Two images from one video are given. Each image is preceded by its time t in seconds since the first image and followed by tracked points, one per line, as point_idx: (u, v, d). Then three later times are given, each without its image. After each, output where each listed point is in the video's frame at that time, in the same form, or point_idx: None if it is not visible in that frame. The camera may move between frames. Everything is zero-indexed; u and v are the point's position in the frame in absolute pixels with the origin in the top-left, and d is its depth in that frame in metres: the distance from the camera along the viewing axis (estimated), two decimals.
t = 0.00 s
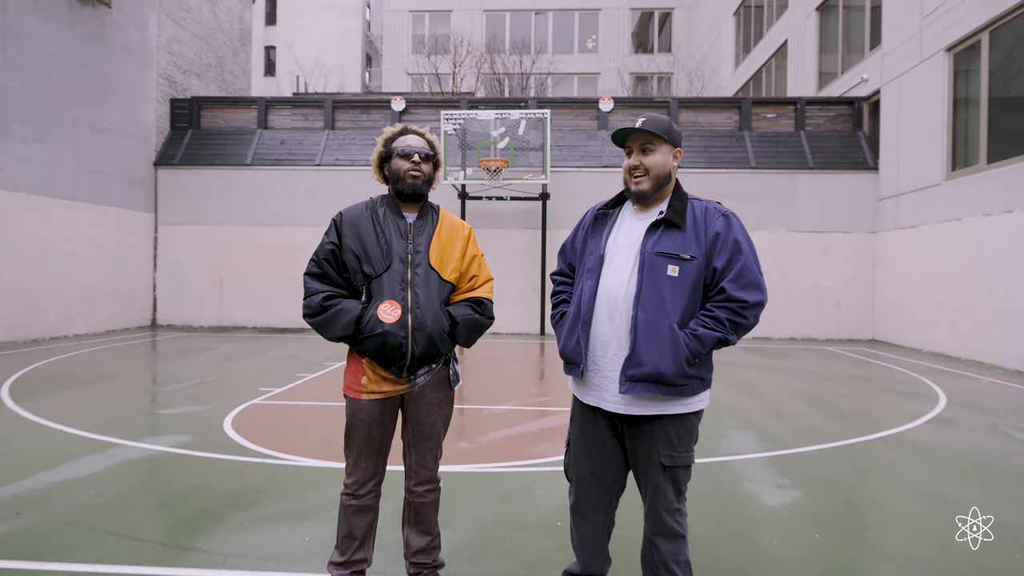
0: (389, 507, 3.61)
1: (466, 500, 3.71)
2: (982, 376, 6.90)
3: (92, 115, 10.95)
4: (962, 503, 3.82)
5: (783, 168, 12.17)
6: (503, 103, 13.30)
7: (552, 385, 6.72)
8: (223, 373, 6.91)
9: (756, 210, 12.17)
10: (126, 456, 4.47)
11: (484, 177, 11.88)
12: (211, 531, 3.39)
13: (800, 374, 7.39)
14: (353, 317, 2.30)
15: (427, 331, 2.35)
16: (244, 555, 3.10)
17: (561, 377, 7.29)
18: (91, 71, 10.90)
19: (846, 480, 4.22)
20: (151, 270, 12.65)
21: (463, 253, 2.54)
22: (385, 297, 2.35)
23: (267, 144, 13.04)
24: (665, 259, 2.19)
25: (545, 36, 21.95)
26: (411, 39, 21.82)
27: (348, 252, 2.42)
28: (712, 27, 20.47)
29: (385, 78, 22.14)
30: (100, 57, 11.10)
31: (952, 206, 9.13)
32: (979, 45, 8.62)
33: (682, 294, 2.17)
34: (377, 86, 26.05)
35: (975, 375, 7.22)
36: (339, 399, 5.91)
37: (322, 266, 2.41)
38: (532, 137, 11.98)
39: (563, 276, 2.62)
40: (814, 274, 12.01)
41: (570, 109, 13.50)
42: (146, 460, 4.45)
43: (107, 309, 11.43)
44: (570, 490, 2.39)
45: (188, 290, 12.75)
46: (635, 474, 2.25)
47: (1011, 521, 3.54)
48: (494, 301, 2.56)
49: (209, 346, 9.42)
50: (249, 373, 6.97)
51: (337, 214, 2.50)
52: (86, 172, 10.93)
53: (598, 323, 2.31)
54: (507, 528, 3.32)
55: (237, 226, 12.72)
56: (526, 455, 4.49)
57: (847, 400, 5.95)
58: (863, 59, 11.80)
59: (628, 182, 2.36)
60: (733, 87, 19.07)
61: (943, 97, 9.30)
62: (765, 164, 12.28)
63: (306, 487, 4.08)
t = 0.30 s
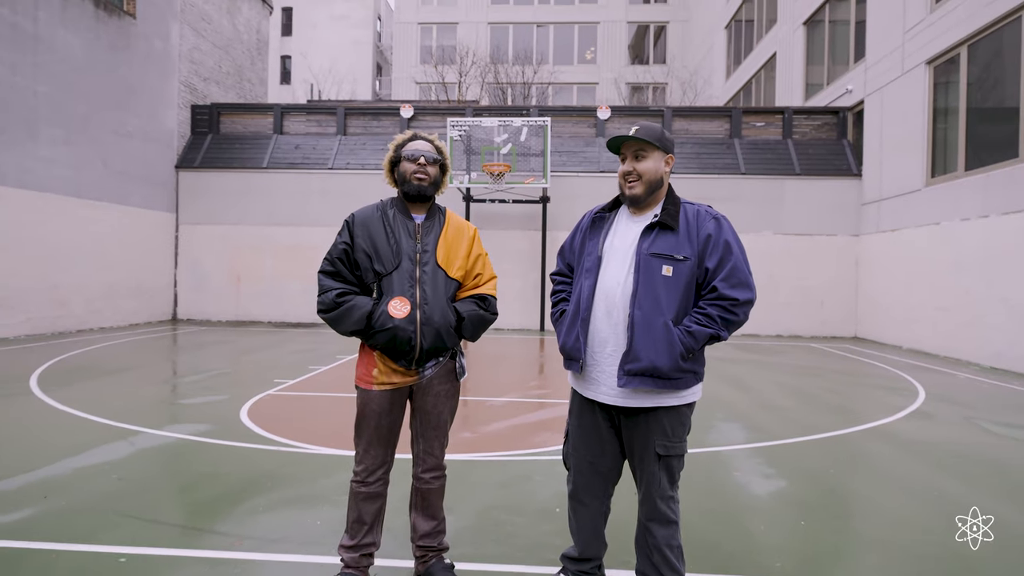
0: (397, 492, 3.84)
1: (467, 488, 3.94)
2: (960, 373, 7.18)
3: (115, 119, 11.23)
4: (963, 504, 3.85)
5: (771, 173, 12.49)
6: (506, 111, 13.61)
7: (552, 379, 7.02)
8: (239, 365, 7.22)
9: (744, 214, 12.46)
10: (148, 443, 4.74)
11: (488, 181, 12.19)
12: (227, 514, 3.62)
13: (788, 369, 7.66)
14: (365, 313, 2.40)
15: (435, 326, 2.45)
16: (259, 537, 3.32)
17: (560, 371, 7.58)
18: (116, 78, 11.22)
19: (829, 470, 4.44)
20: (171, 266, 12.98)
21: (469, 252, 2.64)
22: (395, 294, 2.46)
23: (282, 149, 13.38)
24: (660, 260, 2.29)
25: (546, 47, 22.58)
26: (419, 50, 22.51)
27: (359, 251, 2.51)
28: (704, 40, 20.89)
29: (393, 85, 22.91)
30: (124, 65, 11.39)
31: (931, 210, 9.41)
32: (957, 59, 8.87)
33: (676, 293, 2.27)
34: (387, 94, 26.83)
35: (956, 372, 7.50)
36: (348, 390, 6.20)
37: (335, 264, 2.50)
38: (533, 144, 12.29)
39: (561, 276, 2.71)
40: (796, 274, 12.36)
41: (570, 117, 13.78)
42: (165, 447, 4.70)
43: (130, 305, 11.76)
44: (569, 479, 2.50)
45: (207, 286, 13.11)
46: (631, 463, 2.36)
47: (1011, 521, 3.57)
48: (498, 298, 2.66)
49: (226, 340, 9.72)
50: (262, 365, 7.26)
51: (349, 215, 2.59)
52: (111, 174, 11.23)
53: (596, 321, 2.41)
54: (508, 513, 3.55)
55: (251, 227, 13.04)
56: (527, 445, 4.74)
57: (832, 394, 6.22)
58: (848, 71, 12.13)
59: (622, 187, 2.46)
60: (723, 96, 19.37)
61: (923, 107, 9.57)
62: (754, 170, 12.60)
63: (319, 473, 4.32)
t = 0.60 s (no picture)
0: (408, 478, 4.06)
1: (472, 475, 4.16)
2: (937, 368, 7.56)
3: (143, 128, 11.62)
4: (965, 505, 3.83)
5: (758, 180, 12.88)
6: (509, 120, 13.98)
7: (552, 372, 7.40)
8: (257, 359, 7.61)
9: (730, 219, 12.87)
10: (172, 432, 5.04)
11: (492, 186, 12.55)
12: (247, 498, 3.83)
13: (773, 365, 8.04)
14: (382, 311, 2.54)
15: (448, 323, 2.60)
16: (276, 520, 3.51)
17: (560, 365, 7.94)
18: (142, 90, 11.58)
19: (813, 457, 4.72)
20: (193, 267, 13.47)
21: (477, 253, 2.76)
22: (410, 292, 2.59)
23: (299, 156, 13.91)
24: (655, 260, 2.47)
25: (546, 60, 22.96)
26: (426, 62, 22.95)
27: (375, 253, 2.64)
28: (693, 55, 21.33)
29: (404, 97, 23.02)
30: (151, 77, 11.80)
31: (910, 214, 9.72)
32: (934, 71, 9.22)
33: (671, 291, 2.44)
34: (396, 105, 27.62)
35: (935, 367, 7.84)
36: (360, 382, 6.57)
37: (352, 265, 2.63)
38: (535, 151, 12.65)
39: (562, 276, 2.88)
40: (783, 273, 12.75)
41: (568, 125, 14.18)
42: (190, 435, 5.00)
43: (156, 302, 12.17)
44: (568, 466, 2.73)
45: (229, 281, 13.60)
46: (627, 452, 2.56)
47: (1011, 521, 3.57)
48: (504, 295, 2.78)
49: (245, 335, 10.10)
50: (278, 359, 7.64)
51: (365, 218, 2.72)
52: (137, 181, 11.60)
53: (596, 317, 2.58)
54: (509, 498, 3.76)
55: (269, 228, 13.50)
56: (528, 433, 5.05)
57: (815, 387, 6.57)
58: (831, 83, 12.56)
59: (616, 191, 2.62)
60: (714, 106, 19.56)
61: (902, 116, 9.91)
62: (742, 175, 13.03)
63: (334, 460, 4.58)
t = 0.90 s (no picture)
0: (413, 468, 4.13)
1: (474, 465, 4.20)
2: (921, 362, 7.88)
3: (159, 131, 11.92)
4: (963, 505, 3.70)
5: (748, 180, 13.13)
6: (510, 123, 14.24)
7: (552, 365, 7.66)
8: (270, 352, 7.89)
9: (723, 218, 13.10)
10: (188, 423, 5.16)
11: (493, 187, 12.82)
12: (257, 487, 3.86)
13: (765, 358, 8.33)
14: (393, 306, 2.59)
15: (456, 317, 2.65)
16: (289, 506, 3.59)
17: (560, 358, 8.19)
18: (157, 94, 11.82)
19: (803, 448, 4.79)
20: (209, 267, 13.81)
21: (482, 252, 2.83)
22: (420, 288, 2.65)
23: (307, 157, 14.18)
24: (652, 258, 2.50)
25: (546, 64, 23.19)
26: (431, 68, 23.18)
27: (387, 250, 2.71)
28: (688, 61, 21.57)
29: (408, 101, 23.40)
30: (167, 83, 12.08)
31: (895, 213, 10.01)
32: (920, 75, 9.45)
33: (667, 287, 2.46)
34: (402, 109, 28.09)
35: (917, 360, 8.14)
36: (370, 374, 6.85)
37: (364, 262, 2.70)
38: (534, 152, 12.91)
39: (564, 272, 2.90)
40: (775, 271, 13.00)
41: (567, 128, 14.38)
42: (205, 426, 5.09)
43: (170, 298, 12.45)
44: (568, 456, 2.78)
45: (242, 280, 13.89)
46: (624, 442, 2.61)
47: (1011, 521, 3.46)
48: (507, 292, 2.86)
49: (257, 330, 10.39)
50: (290, 353, 7.88)
51: (376, 218, 2.80)
52: (154, 181, 11.90)
53: (595, 312, 2.61)
54: (512, 486, 3.82)
55: (280, 227, 13.81)
56: (530, 424, 5.16)
57: (805, 379, 6.84)
58: (819, 87, 12.82)
59: (615, 192, 2.65)
60: (707, 110, 19.97)
61: (888, 118, 10.17)
62: (733, 175, 13.27)
63: (342, 449, 4.65)
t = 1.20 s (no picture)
0: (418, 458, 3.90)
1: (476, 456, 4.02)
2: (898, 356, 8.27)
3: (173, 139, 12.22)
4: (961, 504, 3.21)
5: (736, 183, 13.44)
6: (508, 129, 14.57)
7: (548, 360, 7.95)
8: (279, 350, 8.16)
9: (712, 219, 13.41)
10: (204, 416, 4.85)
11: (492, 191, 13.16)
12: (271, 476, 3.52)
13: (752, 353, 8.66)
14: (399, 304, 2.55)
15: (459, 314, 2.62)
16: (300, 496, 3.23)
17: (556, 354, 8.48)
18: (171, 104, 12.12)
19: (794, 440, 4.44)
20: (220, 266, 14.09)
21: (485, 252, 2.78)
22: (425, 287, 2.61)
23: (315, 163, 14.52)
24: (643, 257, 2.43)
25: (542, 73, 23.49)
26: (432, 77, 23.55)
27: (393, 251, 2.66)
28: (677, 70, 21.97)
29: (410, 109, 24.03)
30: (181, 93, 12.41)
31: (874, 214, 10.37)
32: (897, 83, 9.82)
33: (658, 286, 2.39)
34: (406, 117, 28.62)
35: (896, 354, 8.45)
36: (376, 369, 7.10)
37: (372, 263, 2.65)
38: (532, 157, 13.19)
39: (559, 272, 2.84)
40: (761, 270, 13.33)
41: (562, 134, 14.72)
42: (219, 420, 4.75)
43: (184, 298, 12.74)
44: (564, 445, 2.67)
45: (252, 283, 14.19)
46: (618, 433, 2.51)
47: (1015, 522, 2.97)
48: (509, 291, 2.83)
49: (267, 328, 10.68)
50: (300, 350, 8.18)
51: (382, 220, 2.75)
52: (168, 187, 12.20)
53: (589, 309, 2.54)
54: (512, 475, 3.63)
55: (290, 230, 14.11)
56: (529, 416, 5.17)
57: (791, 373, 7.15)
58: (802, 94, 13.22)
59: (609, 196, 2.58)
60: (696, 117, 20.15)
61: (867, 124, 10.57)
62: (722, 179, 13.57)
63: (347, 442, 4.24)
